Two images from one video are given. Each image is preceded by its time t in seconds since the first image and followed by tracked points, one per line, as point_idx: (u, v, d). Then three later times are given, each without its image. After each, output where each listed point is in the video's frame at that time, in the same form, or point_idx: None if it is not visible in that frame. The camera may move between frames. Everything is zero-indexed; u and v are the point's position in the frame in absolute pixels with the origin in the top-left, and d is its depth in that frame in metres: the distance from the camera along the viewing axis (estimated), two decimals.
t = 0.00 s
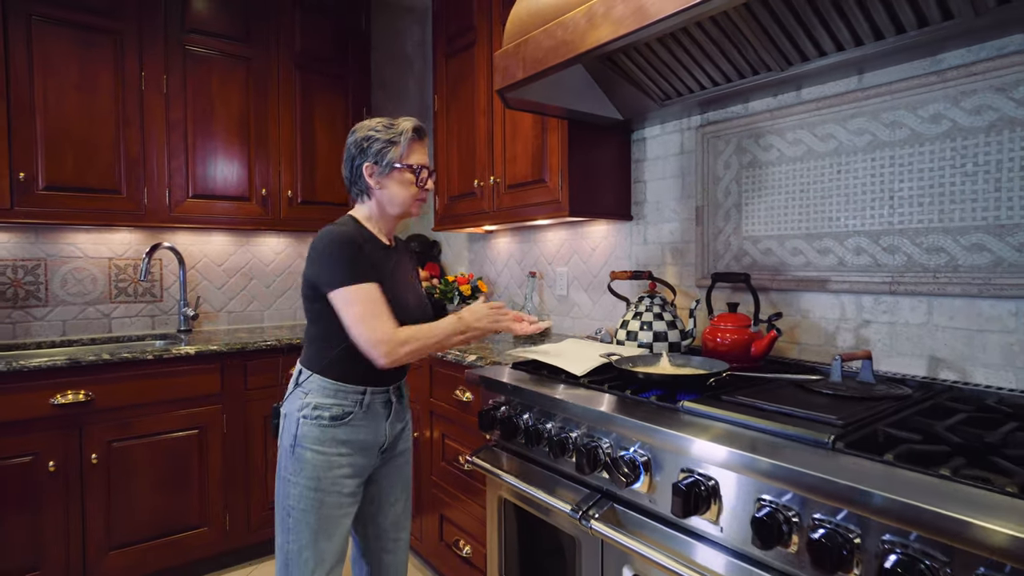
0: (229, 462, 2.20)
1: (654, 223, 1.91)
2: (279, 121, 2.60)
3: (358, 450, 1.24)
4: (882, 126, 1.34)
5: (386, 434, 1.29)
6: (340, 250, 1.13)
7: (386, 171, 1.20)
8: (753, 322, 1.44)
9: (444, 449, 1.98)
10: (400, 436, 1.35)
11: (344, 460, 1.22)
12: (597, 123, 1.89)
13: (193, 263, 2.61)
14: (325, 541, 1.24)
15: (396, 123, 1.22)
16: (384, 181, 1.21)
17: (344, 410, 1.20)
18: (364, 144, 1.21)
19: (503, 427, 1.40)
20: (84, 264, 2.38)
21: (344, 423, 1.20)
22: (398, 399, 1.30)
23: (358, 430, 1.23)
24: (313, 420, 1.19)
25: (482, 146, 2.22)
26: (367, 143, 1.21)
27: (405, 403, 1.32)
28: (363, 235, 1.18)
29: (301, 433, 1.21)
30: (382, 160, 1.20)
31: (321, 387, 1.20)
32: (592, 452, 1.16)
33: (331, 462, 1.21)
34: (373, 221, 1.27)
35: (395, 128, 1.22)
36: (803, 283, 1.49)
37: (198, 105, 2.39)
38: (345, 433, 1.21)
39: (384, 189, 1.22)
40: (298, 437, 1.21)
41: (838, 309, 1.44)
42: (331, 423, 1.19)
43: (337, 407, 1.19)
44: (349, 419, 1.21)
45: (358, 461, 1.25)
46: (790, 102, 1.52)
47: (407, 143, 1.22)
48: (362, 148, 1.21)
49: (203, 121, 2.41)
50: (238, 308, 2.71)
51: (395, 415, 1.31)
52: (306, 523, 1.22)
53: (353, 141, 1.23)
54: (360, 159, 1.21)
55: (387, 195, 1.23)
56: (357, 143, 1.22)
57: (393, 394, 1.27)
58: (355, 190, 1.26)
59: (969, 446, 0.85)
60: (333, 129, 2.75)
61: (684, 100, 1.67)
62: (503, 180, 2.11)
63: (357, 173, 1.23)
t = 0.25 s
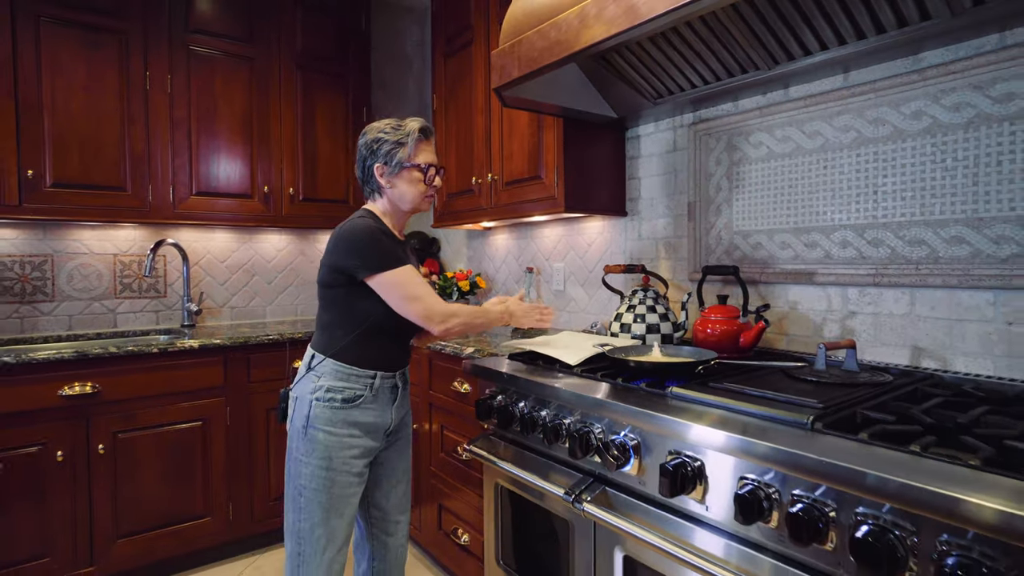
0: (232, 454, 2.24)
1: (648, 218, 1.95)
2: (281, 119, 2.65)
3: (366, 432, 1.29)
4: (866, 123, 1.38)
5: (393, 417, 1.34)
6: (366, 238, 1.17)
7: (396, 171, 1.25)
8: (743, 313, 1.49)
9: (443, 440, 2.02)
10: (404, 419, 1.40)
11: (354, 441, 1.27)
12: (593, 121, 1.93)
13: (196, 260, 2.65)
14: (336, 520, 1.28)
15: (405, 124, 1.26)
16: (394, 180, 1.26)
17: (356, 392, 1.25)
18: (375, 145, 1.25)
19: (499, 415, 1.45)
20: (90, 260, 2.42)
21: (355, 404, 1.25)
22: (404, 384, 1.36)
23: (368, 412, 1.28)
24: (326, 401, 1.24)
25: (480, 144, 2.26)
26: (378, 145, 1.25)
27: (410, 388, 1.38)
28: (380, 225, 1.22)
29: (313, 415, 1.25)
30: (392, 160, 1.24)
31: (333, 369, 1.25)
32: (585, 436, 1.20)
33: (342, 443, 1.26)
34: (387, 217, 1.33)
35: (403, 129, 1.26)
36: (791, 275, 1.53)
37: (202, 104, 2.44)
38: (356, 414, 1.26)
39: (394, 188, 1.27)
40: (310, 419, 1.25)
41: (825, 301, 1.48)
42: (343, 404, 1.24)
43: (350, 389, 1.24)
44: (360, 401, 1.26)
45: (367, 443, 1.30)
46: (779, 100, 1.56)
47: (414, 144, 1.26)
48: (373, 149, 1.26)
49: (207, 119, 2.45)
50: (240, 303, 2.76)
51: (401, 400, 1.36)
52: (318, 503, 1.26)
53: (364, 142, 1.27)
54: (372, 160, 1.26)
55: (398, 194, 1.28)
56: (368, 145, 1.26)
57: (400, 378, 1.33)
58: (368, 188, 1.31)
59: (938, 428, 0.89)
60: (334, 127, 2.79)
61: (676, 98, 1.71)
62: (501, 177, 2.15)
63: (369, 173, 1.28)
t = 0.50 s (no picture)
0: (231, 447, 2.27)
1: (641, 215, 1.98)
2: (281, 117, 2.67)
3: (362, 420, 1.32)
4: (853, 121, 1.41)
5: (388, 407, 1.37)
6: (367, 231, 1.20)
7: (373, 165, 1.31)
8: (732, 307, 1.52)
9: (438, 433, 2.04)
10: (398, 410, 1.43)
11: (350, 429, 1.30)
12: (587, 119, 1.96)
13: (196, 256, 2.68)
14: (332, 506, 1.32)
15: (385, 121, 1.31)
16: (375, 174, 1.32)
17: (354, 380, 1.28)
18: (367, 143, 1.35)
19: (492, 406, 1.48)
20: (90, 255, 2.45)
21: (352, 393, 1.28)
22: (399, 374, 1.39)
23: (364, 401, 1.31)
24: (324, 389, 1.27)
25: (477, 141, 2.29)
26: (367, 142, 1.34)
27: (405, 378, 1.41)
28: (381, 216, 1.25)
29: (310, 403, 1.27)
30: (370, 155, 1.31)
31: (331, 358, 1.27)
32: (575, 425, 1.23)
33: (339, 430, 1.29)
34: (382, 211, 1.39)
35: (383, 125, 1.31)
36: (780, 271, 1.56)
37: (202, 101, 2.46)
38: (353, 403, 1.29)
39: (376, 182, 1.33)
40: (307, 407, 1.27)
41: (813, 296, 1.51)
42: (341, 392, 1.27)
43: (348, 378, 1.27)
44: (358, 390, 1.29)
45: (362, 431, 1.33)
46: (769, 98, 1.59)
47: (393, 137, 1.29)
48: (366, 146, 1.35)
49: (207, 116, 2.48)
50: (239, 299, 2.78)
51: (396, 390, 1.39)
52: (314, 486, 1.29)
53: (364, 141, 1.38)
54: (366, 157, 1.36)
55: (379, 188, 1.33)
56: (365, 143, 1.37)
57: (396, 369, 1.36)
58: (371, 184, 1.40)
59: (916, 412, 0.92)
60: (332, 125, 2.82)
61: (669, 96, 1.74)
62: (497, 174, 2.18)
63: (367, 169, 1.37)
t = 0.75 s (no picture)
0: (219, 443, 2.27)
1: (627, 212, 2.01)
2: (270, 113, 2.67)
3: (332, 418, 1.32)
4: (833, 118, 1.44)
5: (361, 405, 1.37)
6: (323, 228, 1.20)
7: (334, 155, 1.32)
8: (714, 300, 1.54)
9: (426, 428, 2.06)
10: (374, 408, 1.43)
11: (317, 426, 1.29)
12: (574, 116, 1.98)
13: (184, 252, 2.67)
14: (298, 506, 1.31)
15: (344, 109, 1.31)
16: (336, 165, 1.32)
17: (322, 378, 1.28)
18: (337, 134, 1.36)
19: (478, 398, 1.50)
20: (77, 251, 2.44)
21: (320, 391, 1.28)
22: (374, 373, 1.38)
23: (333, 399, 1.31)
24: (291, 387, 1.27)
25: (466, 138, 2.31)
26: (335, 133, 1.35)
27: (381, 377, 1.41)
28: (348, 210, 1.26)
29: (278, 399, 1.28)
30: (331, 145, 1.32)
31: (300, 356, 1.28)
32: (559, 416, 1.25)
33: (306, 428, 1.28)
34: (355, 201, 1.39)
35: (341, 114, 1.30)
36: (763, 265, 1.59)
37: (190, 97, 2.46)
38: (321, 401, 1.29)
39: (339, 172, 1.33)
40: (275, 404, 1.28)
41: (794, 289, 1.54)
42: (308, 390, 1.27)
43: (315, 375, 1.27)
44: (327, 388, 1.28)
45: (333, 429, 1.33)
46: (752, 96, 1.62)
47: (345, 125, 1.28)
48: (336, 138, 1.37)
49: (195, 112, 2.47)
50: (228, 296, 2.78)
51: (370, 388, 1.39)
52: (280, 483, 1.29)
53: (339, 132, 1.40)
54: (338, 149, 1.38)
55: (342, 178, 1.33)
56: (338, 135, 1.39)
57: (369, 367, 1.35)
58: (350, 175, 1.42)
59: (887, 399, 0.96)
60: (322, 122, 2.82)
61: (655, 94, 1.76)
62: (485, 171, 2.20)
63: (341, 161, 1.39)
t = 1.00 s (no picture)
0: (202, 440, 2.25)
1: (610, 209, 2.03)
2: (255, 109, 2.66)
3: (286, 432, 1.21)
4: (809, 117, 1.47)
5: (318, 418, 1.26)
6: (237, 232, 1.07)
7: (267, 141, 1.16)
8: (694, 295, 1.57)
9: (411, 424, 2.06)
10: (336, 419, 1.32)
11: (267, 443, 1.19)
12: (558, 114, 2.00)
13: (166, 248, 2.65)
14: (250, 527, 1.21)
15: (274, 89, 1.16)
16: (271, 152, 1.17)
17: (270, 392, 1.17)
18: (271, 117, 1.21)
19: (461, 391, 1.51)
20: (56, 247, 2.41)
21: (268, 405, 1.18)
22: (333, 382, 1.27)
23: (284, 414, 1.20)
24: (238, 401, 1.17)
25: (450, 135, 2.31)
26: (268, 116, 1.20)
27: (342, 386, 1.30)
28: (280, 210, 1.15)
29: (225, 415, 1.19)
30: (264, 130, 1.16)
31: (247, 368, 1.18)
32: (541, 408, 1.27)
33: (254, 444, 1.18)
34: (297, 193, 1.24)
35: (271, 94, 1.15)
36: (743, 261, 1.62)
37: (173, 91, 2.44)
38: (270, 416, 1.19)
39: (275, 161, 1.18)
40: (221, 420, 1.19)
41: (773, 285, 1.57)
42: (256, 404, 1.17)
43: (263, 389, 1.17)
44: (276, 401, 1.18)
45: (288, 444, 1.22)
46: (731, 94, 1.65)
47: (276, 107, 1.12)
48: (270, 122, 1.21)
49: (179, 107, 2.45)
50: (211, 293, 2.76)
51: (329, 399, 1.28)
52: (229, 506, 1.20)
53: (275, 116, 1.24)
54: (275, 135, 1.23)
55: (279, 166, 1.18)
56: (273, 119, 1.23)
57: (325, 377, 1.24)
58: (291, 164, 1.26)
59: (858, 388, 0.99)
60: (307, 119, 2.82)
61: (637, 92, 1.78)
62: (470, 168, 2.21)
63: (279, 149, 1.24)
